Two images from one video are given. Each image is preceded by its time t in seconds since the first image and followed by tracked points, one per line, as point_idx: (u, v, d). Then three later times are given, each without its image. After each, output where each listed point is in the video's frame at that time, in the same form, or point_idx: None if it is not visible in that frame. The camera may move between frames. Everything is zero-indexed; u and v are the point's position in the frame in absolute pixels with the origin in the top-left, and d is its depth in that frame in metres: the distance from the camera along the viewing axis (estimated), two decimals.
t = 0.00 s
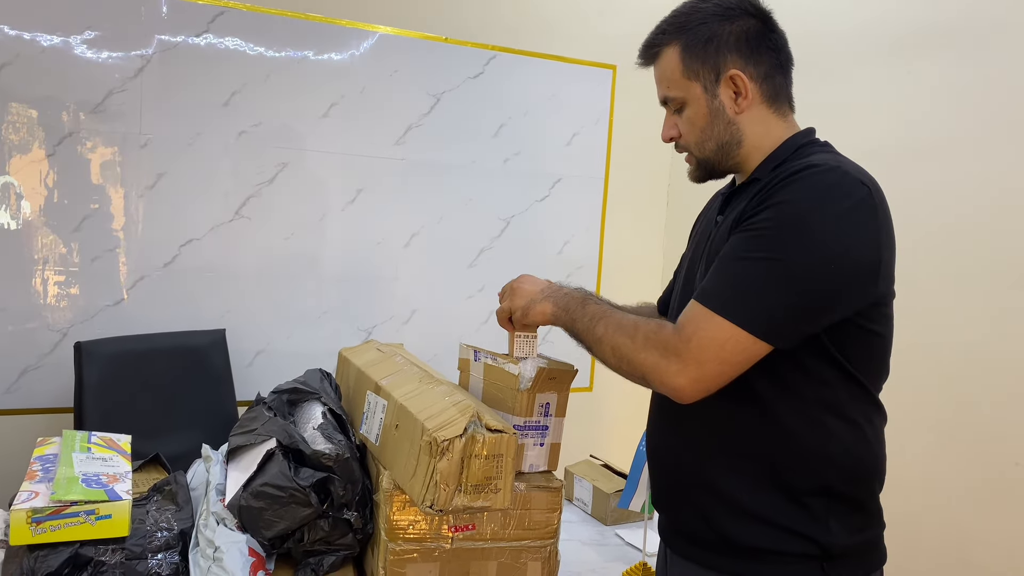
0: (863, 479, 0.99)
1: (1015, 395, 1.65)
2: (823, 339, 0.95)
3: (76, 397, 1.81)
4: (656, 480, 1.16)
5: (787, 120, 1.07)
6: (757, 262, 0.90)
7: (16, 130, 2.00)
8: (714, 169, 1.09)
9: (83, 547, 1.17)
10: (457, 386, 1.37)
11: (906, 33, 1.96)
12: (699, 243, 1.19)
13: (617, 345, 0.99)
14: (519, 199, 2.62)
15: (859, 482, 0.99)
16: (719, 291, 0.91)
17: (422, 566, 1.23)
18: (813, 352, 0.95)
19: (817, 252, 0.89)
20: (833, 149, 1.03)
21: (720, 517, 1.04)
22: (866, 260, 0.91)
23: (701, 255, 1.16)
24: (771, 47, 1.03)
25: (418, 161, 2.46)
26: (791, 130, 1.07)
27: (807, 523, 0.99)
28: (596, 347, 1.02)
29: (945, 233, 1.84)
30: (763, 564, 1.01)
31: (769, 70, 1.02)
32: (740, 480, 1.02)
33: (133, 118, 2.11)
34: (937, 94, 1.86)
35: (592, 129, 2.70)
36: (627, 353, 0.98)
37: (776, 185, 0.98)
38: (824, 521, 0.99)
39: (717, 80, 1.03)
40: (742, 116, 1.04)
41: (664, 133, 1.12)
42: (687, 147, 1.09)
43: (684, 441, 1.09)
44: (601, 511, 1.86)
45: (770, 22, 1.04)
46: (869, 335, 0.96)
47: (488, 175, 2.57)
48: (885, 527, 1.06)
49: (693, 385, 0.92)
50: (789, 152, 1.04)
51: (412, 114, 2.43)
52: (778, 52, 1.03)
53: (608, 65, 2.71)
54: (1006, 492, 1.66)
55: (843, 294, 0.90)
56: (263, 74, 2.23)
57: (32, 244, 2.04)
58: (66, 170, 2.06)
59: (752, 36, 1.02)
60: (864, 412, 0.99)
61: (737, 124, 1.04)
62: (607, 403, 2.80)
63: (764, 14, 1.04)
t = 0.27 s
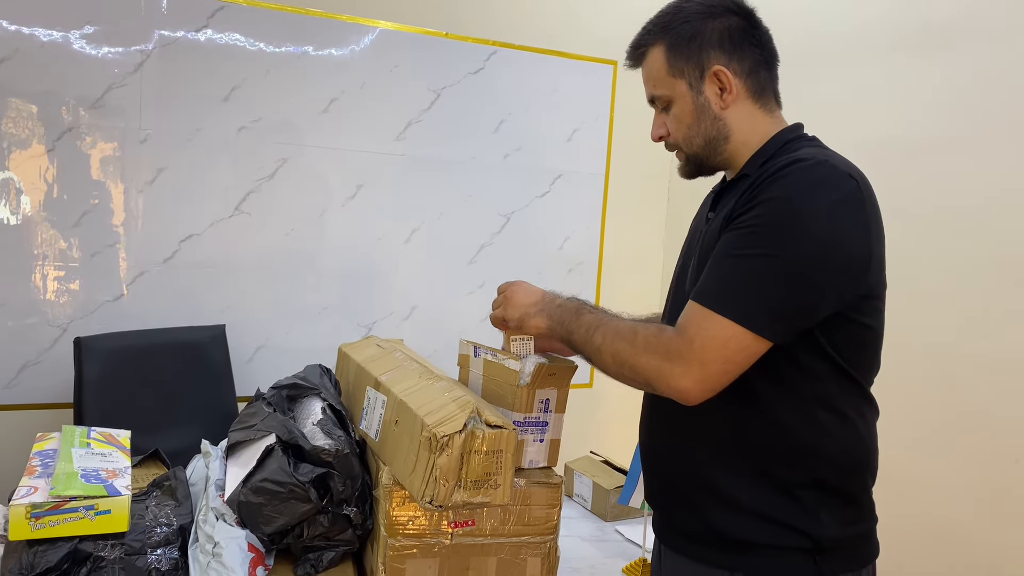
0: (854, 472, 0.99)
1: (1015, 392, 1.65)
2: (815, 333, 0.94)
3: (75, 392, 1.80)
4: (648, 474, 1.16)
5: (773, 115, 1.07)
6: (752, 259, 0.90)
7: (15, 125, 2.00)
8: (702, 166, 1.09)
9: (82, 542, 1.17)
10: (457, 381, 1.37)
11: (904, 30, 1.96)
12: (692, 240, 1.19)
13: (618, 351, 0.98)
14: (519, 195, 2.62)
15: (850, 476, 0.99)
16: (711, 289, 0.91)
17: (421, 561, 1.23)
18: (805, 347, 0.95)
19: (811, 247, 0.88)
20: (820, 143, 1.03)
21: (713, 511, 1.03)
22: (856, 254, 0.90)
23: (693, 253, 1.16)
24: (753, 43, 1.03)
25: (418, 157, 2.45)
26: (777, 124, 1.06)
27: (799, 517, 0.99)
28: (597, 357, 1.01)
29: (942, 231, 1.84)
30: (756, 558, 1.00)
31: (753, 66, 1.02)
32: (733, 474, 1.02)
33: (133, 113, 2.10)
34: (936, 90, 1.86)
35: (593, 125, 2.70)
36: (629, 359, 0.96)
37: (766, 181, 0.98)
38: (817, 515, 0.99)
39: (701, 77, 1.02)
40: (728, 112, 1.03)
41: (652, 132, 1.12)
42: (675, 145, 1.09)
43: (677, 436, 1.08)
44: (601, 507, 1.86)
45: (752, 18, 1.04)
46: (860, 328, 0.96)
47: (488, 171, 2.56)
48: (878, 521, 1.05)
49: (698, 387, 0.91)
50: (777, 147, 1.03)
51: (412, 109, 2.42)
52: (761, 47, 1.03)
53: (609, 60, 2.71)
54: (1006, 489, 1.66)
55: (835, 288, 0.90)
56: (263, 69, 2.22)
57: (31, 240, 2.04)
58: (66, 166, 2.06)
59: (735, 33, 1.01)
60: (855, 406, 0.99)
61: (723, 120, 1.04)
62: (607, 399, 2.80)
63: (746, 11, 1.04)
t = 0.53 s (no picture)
0: (844, 468, 0.99)
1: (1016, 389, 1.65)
2: (805, 327, 0.95)
3: (76, 388, 1.81)
4: (641, 470, 1.16)
5: (764, 112, 1.06)
6: (744, 256, 0.90)
7: (15, 121, 2.00)
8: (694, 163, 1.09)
9: (83, 538, 1.18)
10: (457, 378, 1.37)
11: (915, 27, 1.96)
12: (686, 238, 1.19)
13: (617, 351, 0.98)
14: (520, 192, 2.62)
15: (840, 471, 0.99)
16: (703, 284, 0.91)
17: (420, 557, 1.23)
18: (795, 341, 0.95)
19: (801, 241, 0.88)
20: (810, 138, 1.03)
21: (704, 506, 1.03)
22: (846, 249, 0.90)
23: (686, 250, 1.16)
24: (741, 41, 1.02)
25: (418, 154, 2.45)
26: (768, 121, 1.06)
27: (789, 512, 0.99)
28: (597, 354, 1.01)
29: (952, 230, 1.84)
30: (745, 552, 1.00)
31: (740, 63, 1.02)
32: (724, 469, 1.02)
33: (133, 110, 2.10)
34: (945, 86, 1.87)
35: (593, 122, 2.70)
36: (627, 357, 0.96)
37: (757, 177, 0.98)
38: (807, 509, 0.99)
39: (688, 75, 1.03)
40: (716, 109, 1.03)
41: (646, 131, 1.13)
42: (667, 143, 1.09)
43: (670, 430, 1.09)
44: (600, 504, 1.87)
45: (740, 15, 1.04)
46: (850, 324, 0.96)
47: (489, 167, 2.56)
48: (870, 516, 1.05)
49: (698, 385, 0.90)
50: (767, 144, 1.03)
51: (412, 105, 2.42)
52: (749, 45, 1.03)
53: (609, 57, 2.71)
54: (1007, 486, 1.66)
55: (825, 283, 0.90)
56: (263, 64, 2.22)
57: (32, 236, 2.04)
58: (66, 162, 2.06)
59: (722, 31, 1.02)
60: (845, 401, 0.99)
61: (711, 116, 1.03)
62: (607, 396, 2.80)
63: (735, 10, 1.04)
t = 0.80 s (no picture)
0: (839, 465, 1.00)
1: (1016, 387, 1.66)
2: (799, 324, 0.95)
3: (78, 386, 1.81)
4: (637, 466, 1.16)
5: (758, 112, 1.06)
6: (738, 254, 0.90)
7: (18, 119, 2.00)
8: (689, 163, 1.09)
9: (85, 534, 1.18)
10: (458, 375, 1.38)
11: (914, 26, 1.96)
12: (682, 237, 1.19)
13: (615, 350, 0.99)
14: (520, 190, 2.62)
15: (835, 468, 0.99)
16: (699, 282, 0.91)
17: (421, 554, 1.24)
18: (789, 338, 0.96)
19: (795, 240, 0.89)
20: (805, 137, 1.03)
21: (698, 501, 1.04)
22: (840, 247, 0.91)
23: (682, 249, 1.16)
24: (733, 42, 1.03)
25: (419, 152, 2.46)
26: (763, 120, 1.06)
27: (784, 508, 0.99)
28: (596, 355, 1.01)
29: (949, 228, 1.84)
30: (739, 547, 1.01)
31: (732, 63, 1.02)
32: (718, 464, 1.02)
33: (135, 108, 2.11)
34: (946, 87, 1.87)
35: (594, 120, 2.70)
36: (626, 357, 0.97)
37: (752, 176, 0.98)
38: (800, 505, 0.99)
39: (681, 75, 1.03)
40: (709, 107, 1.03)
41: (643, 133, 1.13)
42: (662, 144, 1.10)
43: (666, 425, 1.09)
44: (600, 501, 1.87)
45: (733, 17, 1.05)
46: (845, 321, 0.96)
47: (489, 166, 2.56)
48: (864, 513, 1.06)
49: (694, 383, 0.91)
50: (762, 143, 1.03)
51: (413, 104, 2.42)
52: (741, 45, 1.04)
53: (610, 56, 2.71)
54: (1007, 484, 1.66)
55: (819, 281, 0.90)
56: (265, 63, 2.23)
57: (34, 234, 2.05)
58: (68, 160, 2.06)
59: (714, 32, 1.02)
60: (840, 399, 0.99)
61: (704, 115, 1.04)
62: (608, 394, 2.80)
63: (728, 12, 1.05)
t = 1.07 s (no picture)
0: (837, 460, 1.00)
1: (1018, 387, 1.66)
2: (797, 320, 0.95)
3: (82, 384, 1.82)
4: (636, 462, 1.16)
5: (758, 111, 1.06)
6: (736, 248, 0.91)
7: (21, 118, 2.01)
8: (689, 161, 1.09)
9: (88, 532, 1.19)
10: (460, 373, 1.38)
11: (920, 25, 1.96)
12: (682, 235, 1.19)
13: (613, 344, 0.98)
14: (523, 189, 2.62)
15: (832, 463, 1.00)
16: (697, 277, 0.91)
17: (423, 551, 1.24)
18: (787, 333, 0.96)
19: (793, 235, 0.89)
20: (804, 134, 1.03)
21: (696, 497, 1.04)
22: (837, 243, 0.91)
23: (681, 247, 1.16)
24: (733, 43, 1.04)
25: (421, 151, 2.46)
26: (763, 119, 1.06)
27: (782, 503, 0.99)
28: (592, 350, 1.01)
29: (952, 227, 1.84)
30: (737, 543, 1.01)
31: (731, 62, 1.03)
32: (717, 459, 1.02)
33: (138, 106, 2.11)
34: (949, 86, 1.87)
35: (596, 119, 2.70)
36: (623, 350, 0.97)
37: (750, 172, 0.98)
38: (798, 501, 0.99)
39: (680, 74, 1.04)
40: (707, 106, 1.04)
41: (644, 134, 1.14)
42: (663, 143, 1.10)
43: (665, 421, 1.09)
44: (602, 500, 1.87)
45: (733, 18, 1.05)
46: (843, 316, 0.97)
47: (491, 165, 2.57)
48: (862, 510, 1.06)
49: (693, 375, 0.91)
50: (762, 141, 1.02)
51: (416, 103, 2.43)
52: (741, 45, 1.04)
53: (612, 55, 2.71)
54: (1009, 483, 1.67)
55: (817, 276, 0.91)
56: (268, 62, 2.23)
57: (38, 232, 2.06)
58: (71, 159, 2.07)
59: (713, 32, 1.03)
60: (838, 394, 0.99)
61: (703, 113, 1.04)
62: (610, 392, 2.81)
63: (729, 15, 1.06)
